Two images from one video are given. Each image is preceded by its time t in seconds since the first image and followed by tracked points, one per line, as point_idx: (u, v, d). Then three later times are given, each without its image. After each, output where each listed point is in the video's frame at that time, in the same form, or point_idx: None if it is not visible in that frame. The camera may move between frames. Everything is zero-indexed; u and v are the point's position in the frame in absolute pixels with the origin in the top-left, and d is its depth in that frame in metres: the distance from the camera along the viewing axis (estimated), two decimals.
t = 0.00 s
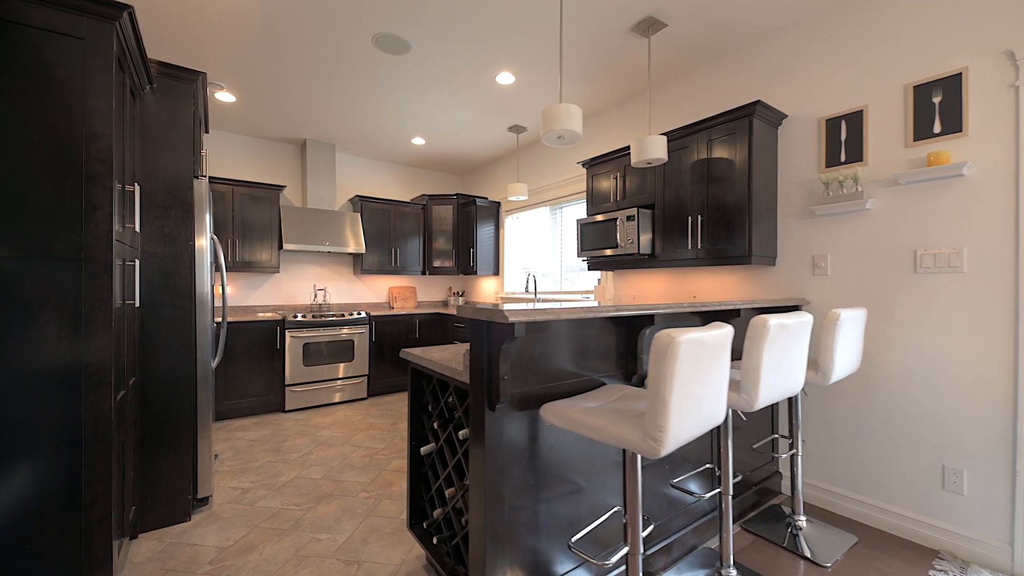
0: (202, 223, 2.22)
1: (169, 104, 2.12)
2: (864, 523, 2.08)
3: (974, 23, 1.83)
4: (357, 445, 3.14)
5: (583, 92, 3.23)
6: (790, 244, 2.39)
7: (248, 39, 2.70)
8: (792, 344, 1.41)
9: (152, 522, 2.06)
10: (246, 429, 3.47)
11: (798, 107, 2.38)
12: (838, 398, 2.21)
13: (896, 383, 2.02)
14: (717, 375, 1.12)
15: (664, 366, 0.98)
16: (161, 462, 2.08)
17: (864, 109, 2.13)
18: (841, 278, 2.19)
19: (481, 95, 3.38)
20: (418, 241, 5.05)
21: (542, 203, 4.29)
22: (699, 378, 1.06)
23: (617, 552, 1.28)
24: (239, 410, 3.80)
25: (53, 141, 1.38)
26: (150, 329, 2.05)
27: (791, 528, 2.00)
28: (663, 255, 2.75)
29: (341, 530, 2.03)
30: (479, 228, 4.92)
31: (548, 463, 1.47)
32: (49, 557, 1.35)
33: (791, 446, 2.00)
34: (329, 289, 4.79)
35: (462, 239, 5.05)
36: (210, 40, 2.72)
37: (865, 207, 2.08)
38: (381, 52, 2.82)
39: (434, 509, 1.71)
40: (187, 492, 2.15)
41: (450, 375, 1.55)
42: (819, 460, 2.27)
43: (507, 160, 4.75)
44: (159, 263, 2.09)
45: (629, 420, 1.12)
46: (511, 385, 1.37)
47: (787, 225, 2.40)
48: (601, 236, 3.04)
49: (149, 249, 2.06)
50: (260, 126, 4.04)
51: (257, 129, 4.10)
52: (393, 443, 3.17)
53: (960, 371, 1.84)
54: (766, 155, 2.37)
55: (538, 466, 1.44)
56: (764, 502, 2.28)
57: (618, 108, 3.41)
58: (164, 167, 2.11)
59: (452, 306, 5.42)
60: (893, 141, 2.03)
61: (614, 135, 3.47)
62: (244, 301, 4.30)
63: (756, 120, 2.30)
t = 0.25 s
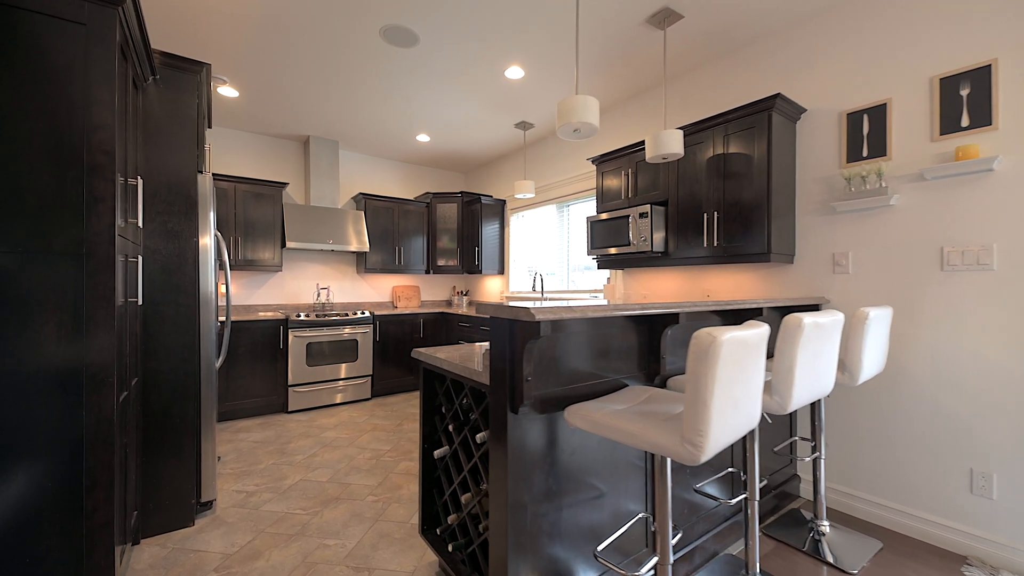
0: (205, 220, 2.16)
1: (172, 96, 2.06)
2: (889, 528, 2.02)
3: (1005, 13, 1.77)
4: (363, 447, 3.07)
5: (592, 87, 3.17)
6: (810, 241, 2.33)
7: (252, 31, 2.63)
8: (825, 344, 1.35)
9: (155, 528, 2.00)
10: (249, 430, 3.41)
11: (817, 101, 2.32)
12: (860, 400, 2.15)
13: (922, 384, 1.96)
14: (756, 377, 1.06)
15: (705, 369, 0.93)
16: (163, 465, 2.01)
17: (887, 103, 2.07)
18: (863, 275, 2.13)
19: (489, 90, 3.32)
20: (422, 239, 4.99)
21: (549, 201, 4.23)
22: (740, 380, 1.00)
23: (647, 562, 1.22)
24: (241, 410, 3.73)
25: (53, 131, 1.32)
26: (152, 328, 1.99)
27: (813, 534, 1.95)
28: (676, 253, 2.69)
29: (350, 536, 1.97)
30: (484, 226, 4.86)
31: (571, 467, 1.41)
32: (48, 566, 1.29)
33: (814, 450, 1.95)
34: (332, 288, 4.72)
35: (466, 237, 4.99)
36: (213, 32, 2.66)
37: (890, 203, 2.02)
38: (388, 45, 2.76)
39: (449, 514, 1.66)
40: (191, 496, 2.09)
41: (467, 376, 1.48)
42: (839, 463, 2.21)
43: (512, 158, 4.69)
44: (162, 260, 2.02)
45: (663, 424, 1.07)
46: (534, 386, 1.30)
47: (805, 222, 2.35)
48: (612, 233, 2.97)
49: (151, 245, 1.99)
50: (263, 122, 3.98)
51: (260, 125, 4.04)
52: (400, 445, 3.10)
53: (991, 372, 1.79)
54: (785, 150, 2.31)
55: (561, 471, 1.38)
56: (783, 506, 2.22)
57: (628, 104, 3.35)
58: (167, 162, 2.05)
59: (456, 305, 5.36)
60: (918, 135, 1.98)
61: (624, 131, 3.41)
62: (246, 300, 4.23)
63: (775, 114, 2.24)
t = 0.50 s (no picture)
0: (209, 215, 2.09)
1: (175, 87, 1.98)
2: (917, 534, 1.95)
3: None
4: (369, 449, 3.00)
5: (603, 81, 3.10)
6: (832, 237, 2.26)
7: (257, 22, 2.56)
8: (864, 341, 1.27)
9: (157, 534, 1.93)
10: (252, 432, 3.34)
11: (839, 93, 2.26)
12: (885, 401, 2.09)
13: (952, 384, 1.90)
14: (803, 377, 0.99)
15: (755, 369, 0.86)
16: (165, 469, 1.94)
17: (914, 94, 2.01)
18: (889, 273, 2.07)
19: (497, 84, 3.25)
20: (426, 237, 4.92)
21: (556, 198, 4.17)
22: (789, 381, 0.93)
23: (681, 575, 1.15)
24: (243, 411, 3.65)
25: (52, 118, 1.25)
26: (153, 327, 1.91)
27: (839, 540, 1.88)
28: (692, 250, 2.61)
29: (359, 542, 1.90)
30: (489, 224, 4.78)
31: (596, 473, 1.34)
32: None
33: (841, 453, 1.88)
34: (335, 287, 4.65)
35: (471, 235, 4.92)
36: (217, 23, 2.59)
37: (918, 197, 1.95)
38: (396, 36, 2.69)
39: (464, 521, 1.58)
40: (194, 500, 2.02)
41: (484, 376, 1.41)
42: (863, 466, 2.14)
43: (518, 154, 4.62)
44: (163, 257, 1.95)
45: (703, 428, 1.00)
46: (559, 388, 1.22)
47: (827, 218, 2.28)
48: (624, 230, 2.90)
49: (152, 241, 1.92)
50: (266, 118, 3.91)
51: (263, 121, 3.96)
52: (406, 447, 3.03)
53: None
54: (807, 143, 2.24)
55: (586, 477, 1.31)
56: (804, 511, 2.15)
57: (640, 98, 3.28)
58: (169, 154, 1.98)
59: (461, 304, 5.28)
60: (948, 127, 1.91)
61: (635, 127, 3.34)
62: (248, 299, 4.16)
63: (798, 106, 2.18)
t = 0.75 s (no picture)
0: (209, 211, 2.00)
1: (175, 76, 1.90)
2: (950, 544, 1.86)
3: None
4: (374, 454, 2.91)
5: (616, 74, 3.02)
6: (857, 235, 2.18)
7: (259, 11, 2.47)
8: (910, 343, 1.19)
9: (155, 545, 1.84)
10: (253, 435, 3.24)
11: (864, 85, 2.18)
12: (914, 405, 2.01)
13: (988, 388, 1.81)
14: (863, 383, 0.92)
15: (819, 377, 0.78)
16: (164, 476, 1.85)
17: (946, 85, 1.93)
18: (919, 271, 1.98)
19: (506, 77, 3.17)
20: (430, 236, 4.82)
21: (564, 196, 4.10)
22: (851, 389, 0.85)
23: None
24: (244, 414, 3.56)
25: (42, 104, 1.17)
26: (151, 328, 1.82)
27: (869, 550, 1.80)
28: (709, 248, 2.53)
29: (368, 554, 1.82)
30: (495, 222, 4.68)
31: (625, 485, 1.26)
32: None
33: (872, 461, 1.79)
34: (337, 286, 4.56)
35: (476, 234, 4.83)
36: (218, 13, 2.50)
37: (951, 192, 1.87)
38: (403, 26, 2.60)
39: (481, 533, 1.50)
40: (194, 509, 1.93)
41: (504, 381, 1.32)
42: (891, 472, 2.06)
43: (525, 151, 4.53)
44: (162, 254, 1.86)
45: (752, 439, 0.93)
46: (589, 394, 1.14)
47: (851, 214, 2.20)
48: (637, 228, 2.82)
49: (149, 238, 1.83)
50: (268, 113, 3.83)
51: (264, 116, 3.87)
52: (412, 451, 2.94)
53: None
54: (831, 136, 2.16)
55: (615, 489, 1.23)
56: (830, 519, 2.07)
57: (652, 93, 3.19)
58: (168, 147, 1.89)
59: (465, 304, 5.19)
60: (982, 119, 1.83)
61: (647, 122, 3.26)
62: (249, 299, 4.06)
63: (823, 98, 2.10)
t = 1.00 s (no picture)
0: (209, 208, 1.91)
1: (174, 67, 1.81)
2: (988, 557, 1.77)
3: None
4: (380, 460, 2.82)
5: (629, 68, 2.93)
6: (885, 233, 2.10)
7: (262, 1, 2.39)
8: (968, 348, 1.10)
9: (153, 559, 1.75)
10: (255, 440, 3.15)
11: (893, 77, 2.09)
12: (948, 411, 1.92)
13: None
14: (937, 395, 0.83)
15: (901, 392, 0.70)
16: (162, 487, 1.76)
17: (981, 76, 1.84)
18: (952, 271, 1.90)
19: (515, 71, 3.08)
20: (435, 236, 4.73)
21: (572, 194, 4.01)
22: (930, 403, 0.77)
23: None
24: (245, 418, 3.47)
25: (29, 91, 1.08)
26: (148, 331, 1.73)
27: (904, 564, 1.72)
28: (728, 247, 2.44)
29: (377, 569, 1.73)
30: (500, 221, 4.58)
31: (660, 503, 1.16)
32: None
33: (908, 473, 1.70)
34: (340, 287, 4.47)
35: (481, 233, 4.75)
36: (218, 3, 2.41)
37: (990, 188, 1.78)
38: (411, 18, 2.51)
39: (499, 550, 1.41)
40: (194, 522, 1.84)
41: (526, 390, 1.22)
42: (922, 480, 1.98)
43: (531, 149, 4.45)
44: (159, 253, 1.77)
45: (814, 459, 0.85)
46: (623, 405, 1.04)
47: (879, 212, 2.12)
48: (652, 227, 2.73)
49: (145, 236, 1.74)
50: (269, 110, 3.74)
51: (266, 112, 3.78)
52: (419, 457, 2.85)
53: None
54: (859, 131, 2.07)
55: (649, 508, 1.13)
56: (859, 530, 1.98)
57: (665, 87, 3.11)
58: (166, 141, 1.80)
59: (469, 305, 5.10)
60: (1023, 111, 1.74)
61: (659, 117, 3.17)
62: (250, 300, 3.97)
63: (851, 90, 2.01)
